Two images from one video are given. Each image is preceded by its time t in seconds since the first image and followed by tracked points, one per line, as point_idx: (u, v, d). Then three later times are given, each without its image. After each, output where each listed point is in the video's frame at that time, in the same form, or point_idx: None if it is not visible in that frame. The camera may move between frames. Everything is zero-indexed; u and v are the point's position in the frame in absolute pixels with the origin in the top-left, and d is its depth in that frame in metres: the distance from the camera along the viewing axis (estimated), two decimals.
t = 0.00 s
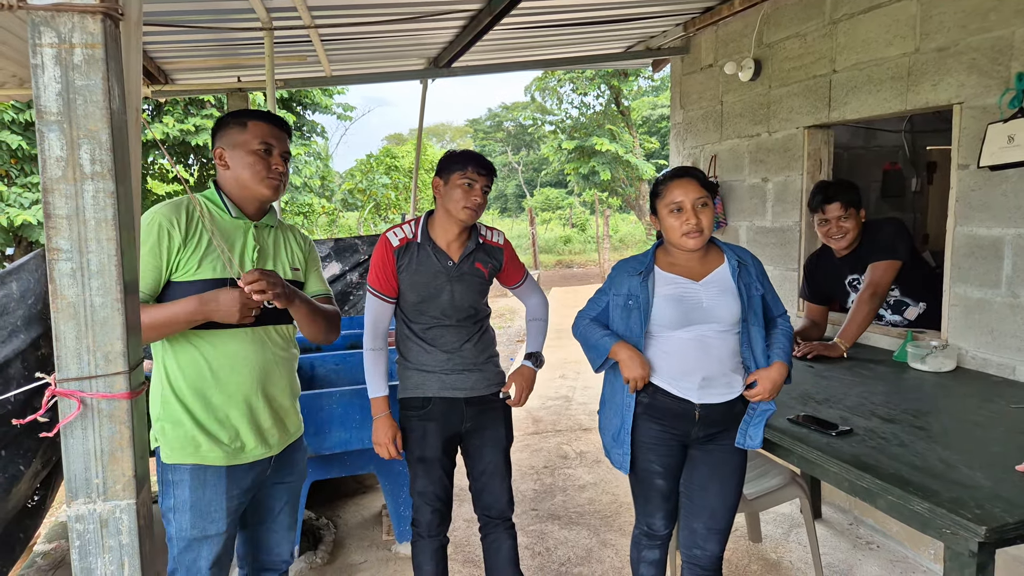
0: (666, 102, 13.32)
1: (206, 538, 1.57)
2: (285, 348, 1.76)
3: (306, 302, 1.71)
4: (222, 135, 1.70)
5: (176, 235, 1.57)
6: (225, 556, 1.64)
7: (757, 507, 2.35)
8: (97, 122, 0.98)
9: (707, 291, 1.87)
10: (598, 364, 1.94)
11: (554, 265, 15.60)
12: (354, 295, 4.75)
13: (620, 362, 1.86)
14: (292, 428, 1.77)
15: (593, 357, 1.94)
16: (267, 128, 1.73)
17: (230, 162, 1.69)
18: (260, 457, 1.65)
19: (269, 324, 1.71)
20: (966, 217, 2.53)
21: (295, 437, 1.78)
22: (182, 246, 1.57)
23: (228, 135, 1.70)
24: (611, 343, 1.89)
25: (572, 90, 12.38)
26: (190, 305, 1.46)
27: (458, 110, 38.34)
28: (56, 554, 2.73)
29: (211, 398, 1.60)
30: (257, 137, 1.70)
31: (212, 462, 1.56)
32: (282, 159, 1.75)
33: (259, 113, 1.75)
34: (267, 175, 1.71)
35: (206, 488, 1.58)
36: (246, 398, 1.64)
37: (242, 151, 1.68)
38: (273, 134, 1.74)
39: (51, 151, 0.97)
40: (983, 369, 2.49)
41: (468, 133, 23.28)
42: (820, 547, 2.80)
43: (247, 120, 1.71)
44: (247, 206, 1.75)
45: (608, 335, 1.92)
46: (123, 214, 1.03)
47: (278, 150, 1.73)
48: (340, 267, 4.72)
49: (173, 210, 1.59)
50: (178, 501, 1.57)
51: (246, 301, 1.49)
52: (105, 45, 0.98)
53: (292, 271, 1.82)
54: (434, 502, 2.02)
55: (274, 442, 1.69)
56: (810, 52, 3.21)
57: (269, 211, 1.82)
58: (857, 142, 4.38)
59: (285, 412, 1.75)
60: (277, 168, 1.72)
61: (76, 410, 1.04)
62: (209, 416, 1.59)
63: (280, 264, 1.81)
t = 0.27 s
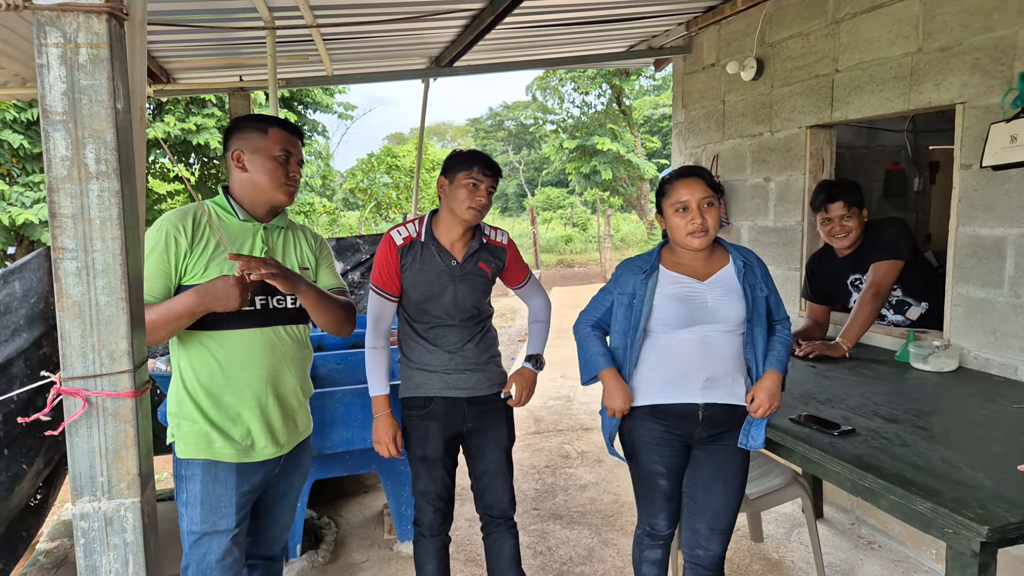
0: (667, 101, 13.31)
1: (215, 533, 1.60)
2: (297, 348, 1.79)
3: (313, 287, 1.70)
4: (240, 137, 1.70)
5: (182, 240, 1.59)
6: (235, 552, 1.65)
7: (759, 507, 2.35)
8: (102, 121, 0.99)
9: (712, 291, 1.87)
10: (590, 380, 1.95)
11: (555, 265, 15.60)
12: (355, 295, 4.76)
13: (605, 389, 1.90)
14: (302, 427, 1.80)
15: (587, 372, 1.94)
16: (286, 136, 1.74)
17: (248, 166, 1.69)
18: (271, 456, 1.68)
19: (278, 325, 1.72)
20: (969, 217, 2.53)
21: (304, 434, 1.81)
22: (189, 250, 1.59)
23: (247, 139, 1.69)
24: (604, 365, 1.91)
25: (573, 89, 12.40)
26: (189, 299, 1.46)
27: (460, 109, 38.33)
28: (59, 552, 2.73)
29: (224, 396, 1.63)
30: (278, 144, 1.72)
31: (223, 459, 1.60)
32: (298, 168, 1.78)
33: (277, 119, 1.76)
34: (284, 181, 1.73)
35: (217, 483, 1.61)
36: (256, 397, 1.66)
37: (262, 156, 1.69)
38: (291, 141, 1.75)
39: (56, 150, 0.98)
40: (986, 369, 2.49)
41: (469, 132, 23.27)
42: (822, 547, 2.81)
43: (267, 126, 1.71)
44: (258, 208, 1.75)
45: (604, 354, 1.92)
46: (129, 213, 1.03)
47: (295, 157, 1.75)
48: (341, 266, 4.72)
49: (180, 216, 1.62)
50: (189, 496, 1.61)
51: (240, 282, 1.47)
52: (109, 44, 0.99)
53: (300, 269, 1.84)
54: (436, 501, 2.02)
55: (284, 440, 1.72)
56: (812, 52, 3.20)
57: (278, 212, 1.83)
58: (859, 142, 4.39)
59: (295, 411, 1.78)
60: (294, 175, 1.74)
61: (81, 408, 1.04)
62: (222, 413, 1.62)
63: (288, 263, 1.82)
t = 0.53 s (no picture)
0: (668, 101, 13.31)
1: (225, 523, 1.63)
2: (309, 346, 1.83)
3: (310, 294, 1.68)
4: (246, 138, 1.71)
5: (191, 242, 1.63)
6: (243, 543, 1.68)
7: (761, 505, 2.36)
8: (106, 122, 1.00)
9: (714, 290, 1.87)
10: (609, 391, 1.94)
11: (556, 264, 15.60)
12: (357, 295, 4.75)
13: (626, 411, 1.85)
14: (311, 423, 1.84)
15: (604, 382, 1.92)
16: (293, 138, 1.77)
17: (257, 167, 1.71)
18: (281, 451, 1.71)
19: (290, 324, 1.75)
20: (971, 215, 2.53)
21: (312, 430, 1.85)
22: (196, 253, 1.63)
23: (254, 140, 1.71)
24: (621, 373, 1.88)
25: (574, 88, 12.40)
26: (193, 285, 1.47)
27: (460, 109, 38.33)
28: (62, 551, 2.74)
29: (237, 391, 1.66)
30: (286, 145, 1.74)
31: (236, 453, 1.63)
32: (304, 169, 1.80)
33: (283, 121, 1.78)
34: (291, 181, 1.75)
35: (228, 475, 1.64)
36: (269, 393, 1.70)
37: (269, 158, 1.71)
38: (297, 143, 1.78)
39: (60, 151, 0.99)
40: (988, 367, 2.49)
41: (470, 132, 23.27)
42: (824, 546, 2.81)
43: (275, 127, 1.74)
44: (263, 207, 1.76)
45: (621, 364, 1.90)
46: (132, 214, 1.04)
47: (302, 158, 1.78)
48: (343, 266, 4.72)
49: (186, 220, 1.65)
50: (201, 487, 1.64)
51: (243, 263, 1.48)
52: (113, 45, 1.00)
53: (306, 269, 1.85)
54: (438, 500, 2.03)
55: (295, 436, 1.76)
56: (814, 51, 3.20)
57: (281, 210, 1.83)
58: (860, 141, 4.39)
59: (306, 408, 1.82)
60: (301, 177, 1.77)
61: (85, 407, 1.05)
62: (235, 409, 1.65)
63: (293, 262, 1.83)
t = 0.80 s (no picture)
0: (672, 100, 13.29)
1: (242, 512, 1.65)
2: (323, 343, 1.85)
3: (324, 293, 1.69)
4: (244, 144, 1.70)
5: (202, 254, 1.63)
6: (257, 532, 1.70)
7: (765, 505, 2.35)
8: (116, 121, 1.08)
9: (719, 290, 1.87)
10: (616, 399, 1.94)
11: (559, 264, 15.59)
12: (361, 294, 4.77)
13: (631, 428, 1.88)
14: (325, 418, 1.87)
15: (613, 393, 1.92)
16: (291, 141, 1.75)
17: (256, 172, 1.70)
18: (298, 443, 1.74)
19: (304, 323, 1.78)
20: (976, 215, 2.52)
21: (327, 424, 1.87)
22: (208, 261, 1.64)
23: (252, 145, 1.70)
24: (630, 387, 1.89)
25: (577, 88, 12.39)
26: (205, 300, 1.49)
27: (463, 108, 38.33)
28: (67, 549, 2.75)
29: (255, 386, 1.69)
30: (283, 150, 1.72)
31: (254, 444, 1.66)
32: (303, 172, 1.79)
33: (281, 123, 1.77)
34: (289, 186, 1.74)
35: (246, 466, 1.66)
36: (286, 387, 1.72)
37: (268, 163, 1.70)
38: (294, 146, 1.76)
39: (71, 150, 1.07)
40: (993, 367, 2.49)
41: (473, 131, 23.27)
42: (828, 546, 2.80)
43: (272, 132, 1.72)
44: (265, 211, 1.76)
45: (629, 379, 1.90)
46: (140, 212, 1.12)
47: (299, 162, 1.76)
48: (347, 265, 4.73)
49: (192, 229, 1.66)
50: (220, 476, 1.67)
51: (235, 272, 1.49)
52: (122, 44, 1.07)
53: (314, 266, 1.86)
54: (442, 499, 2.03)
55: (311, 429, 1.78)
56: (818, 50, 3.20)
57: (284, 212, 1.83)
58: (865, 140, 4.38)
59: (321, 403, 1.84)
60: (299, 181, 1.76)
61: (94, 406, 1.14)
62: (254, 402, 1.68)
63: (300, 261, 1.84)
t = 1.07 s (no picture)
0: (674, 99, 13.28)
1: (253, 502, 1.67)
2: (331, 336, 1.86)
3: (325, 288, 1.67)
4: (240, 150, 1.72)
5: (211, 252, 1.64)
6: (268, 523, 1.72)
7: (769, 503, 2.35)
8: (120, 120, 1.09)
9: (722, 289, 1.86)
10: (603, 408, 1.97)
11: (561, 263, 15.59)
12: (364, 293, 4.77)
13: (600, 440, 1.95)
14: (334, 409, 1.87)
15: (610, 405, 1.91)
16: (282, 142, 1.72)
17: (249, 178, 1.71)
18: (307, 434, 1.75)
19: (310, 314, 1.77)
20: (980, 213, 2.52)
21: (335, 416, 1.88)
22: (218, 260, 1.64)
23: (245, 152, 1.71)
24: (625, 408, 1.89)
25: (579, 87, 12.38)
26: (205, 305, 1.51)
27: (465, 108, 38.34)
28: (72, 547, 2.76)
29: (264, 377, 1.69)
30: (270, 153, 1.70)
31: (264, 433, 1.67)
32: (298, 171, 1.75)
33: (271, 123, 1.73)
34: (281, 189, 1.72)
35: (255, 454, 1.67)
36: (296, 378, 1.73)
37: (259, 168, 1.70)
38: (285, 146, 1.73)
39: (76, 148, 1.07)
40: (998, 366, 2.48)
41: (475, 130, 23.28)
42: (832, 545, 2.80)
43: (260, 136, 1.70)
44: (270, 213, 1.76)
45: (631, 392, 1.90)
46: (145, 210, 1.13)
47: (290, 162, 1.73)
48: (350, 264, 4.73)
49: (204, 229, 1.66)
50: (229, 466, 1.67)
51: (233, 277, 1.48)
52: (127, 43, 1.08)
53: (321, 263, 1.86)
54: (446, 497, 2.03)
55: (320, 420, 1.79)
56: (822, 48, 3.19)
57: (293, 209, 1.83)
58: (868, 139, 4.37)
59: (330, 394, 1.85)
60: (292, 182, 1.72)
61: (100, 403, 1.14)
62: (263, 393, 1.69)
63: (307, 258, 1.84)
